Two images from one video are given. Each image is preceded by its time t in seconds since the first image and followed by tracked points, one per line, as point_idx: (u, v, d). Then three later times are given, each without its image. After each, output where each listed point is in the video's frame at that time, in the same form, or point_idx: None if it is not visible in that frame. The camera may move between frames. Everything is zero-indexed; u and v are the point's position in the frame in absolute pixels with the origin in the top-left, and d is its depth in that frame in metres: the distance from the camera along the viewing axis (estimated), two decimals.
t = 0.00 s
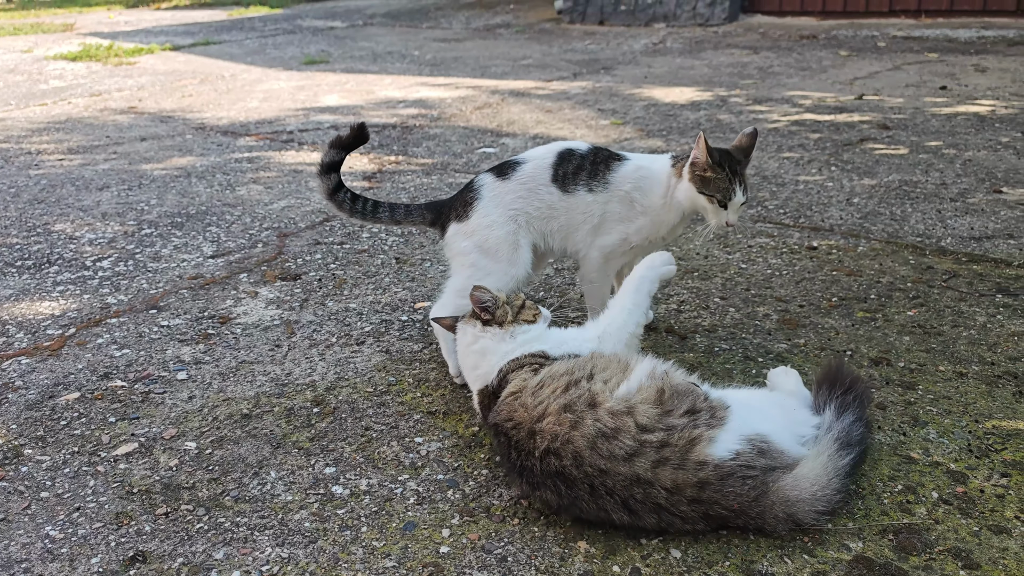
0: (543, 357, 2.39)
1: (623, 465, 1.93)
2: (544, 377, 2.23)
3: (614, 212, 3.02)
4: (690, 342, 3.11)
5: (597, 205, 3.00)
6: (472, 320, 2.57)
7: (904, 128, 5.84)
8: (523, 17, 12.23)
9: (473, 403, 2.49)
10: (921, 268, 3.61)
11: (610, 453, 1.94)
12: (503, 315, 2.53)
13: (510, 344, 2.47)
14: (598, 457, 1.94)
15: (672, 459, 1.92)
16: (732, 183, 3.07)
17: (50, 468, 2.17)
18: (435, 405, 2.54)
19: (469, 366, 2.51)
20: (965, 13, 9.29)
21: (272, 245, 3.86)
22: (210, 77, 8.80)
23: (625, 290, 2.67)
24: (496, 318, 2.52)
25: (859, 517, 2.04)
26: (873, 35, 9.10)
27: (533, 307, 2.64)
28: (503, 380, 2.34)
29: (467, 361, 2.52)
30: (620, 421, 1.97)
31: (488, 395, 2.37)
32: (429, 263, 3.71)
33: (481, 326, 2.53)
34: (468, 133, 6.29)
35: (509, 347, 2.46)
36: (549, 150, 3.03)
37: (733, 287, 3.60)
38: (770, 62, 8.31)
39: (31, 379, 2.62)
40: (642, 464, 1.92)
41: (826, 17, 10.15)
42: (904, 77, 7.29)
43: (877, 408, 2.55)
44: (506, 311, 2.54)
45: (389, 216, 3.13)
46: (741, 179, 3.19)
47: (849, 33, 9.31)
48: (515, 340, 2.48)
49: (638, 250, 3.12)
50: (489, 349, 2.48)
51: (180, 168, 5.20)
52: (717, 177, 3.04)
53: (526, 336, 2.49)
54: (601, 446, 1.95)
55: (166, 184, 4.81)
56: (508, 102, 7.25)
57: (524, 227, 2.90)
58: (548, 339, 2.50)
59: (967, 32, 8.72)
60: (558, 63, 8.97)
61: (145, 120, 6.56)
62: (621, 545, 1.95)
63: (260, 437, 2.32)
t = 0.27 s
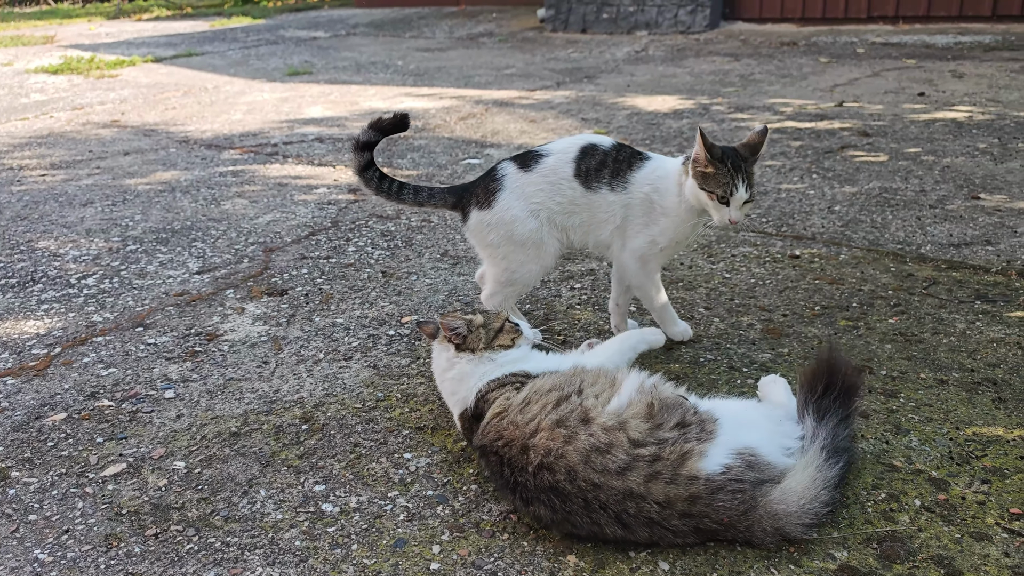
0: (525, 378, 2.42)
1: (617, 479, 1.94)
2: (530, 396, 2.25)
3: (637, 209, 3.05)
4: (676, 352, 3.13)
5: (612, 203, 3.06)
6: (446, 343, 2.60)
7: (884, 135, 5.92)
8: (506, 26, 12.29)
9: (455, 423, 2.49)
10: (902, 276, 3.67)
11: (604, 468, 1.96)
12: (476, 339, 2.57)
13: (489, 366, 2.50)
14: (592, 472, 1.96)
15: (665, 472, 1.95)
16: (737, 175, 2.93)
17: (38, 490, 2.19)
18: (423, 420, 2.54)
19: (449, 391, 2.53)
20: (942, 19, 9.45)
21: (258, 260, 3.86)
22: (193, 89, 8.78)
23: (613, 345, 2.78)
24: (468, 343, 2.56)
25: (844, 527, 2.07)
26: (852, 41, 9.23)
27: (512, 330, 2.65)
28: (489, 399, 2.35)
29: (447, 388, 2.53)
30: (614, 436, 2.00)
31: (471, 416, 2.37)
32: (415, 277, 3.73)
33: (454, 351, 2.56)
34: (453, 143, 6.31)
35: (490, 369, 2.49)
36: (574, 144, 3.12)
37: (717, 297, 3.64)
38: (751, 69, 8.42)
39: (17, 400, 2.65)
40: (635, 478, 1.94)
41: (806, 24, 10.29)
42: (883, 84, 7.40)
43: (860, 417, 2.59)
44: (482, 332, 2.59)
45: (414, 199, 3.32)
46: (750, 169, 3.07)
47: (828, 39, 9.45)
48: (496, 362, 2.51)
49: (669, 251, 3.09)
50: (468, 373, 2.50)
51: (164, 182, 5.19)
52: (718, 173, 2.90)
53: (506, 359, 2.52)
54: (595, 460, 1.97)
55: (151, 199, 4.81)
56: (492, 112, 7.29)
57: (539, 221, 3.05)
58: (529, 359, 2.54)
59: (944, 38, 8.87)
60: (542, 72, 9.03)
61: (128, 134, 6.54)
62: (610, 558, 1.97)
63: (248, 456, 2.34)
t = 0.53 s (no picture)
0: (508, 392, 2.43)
1: (602, 492, 1.96)
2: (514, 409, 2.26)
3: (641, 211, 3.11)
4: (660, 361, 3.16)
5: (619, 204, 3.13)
6: (428, 359, 2.62)
7: (861, 142, 6.02)
8: (487, 35, 12.35)
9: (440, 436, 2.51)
10: (880, 282, 3.74)
11: (589, 482, 1.97)
12: (457, 355, 2.59)
13: (472, 381, 2.52)
14: (577, 486, 1.97)
15: (649, 485, 1.96)
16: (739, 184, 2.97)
17: (23, 511, 2.17)
18: (409, 433, 2.55)
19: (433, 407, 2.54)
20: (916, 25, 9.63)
21: (242, 274, 3.86)
22: (174, 101, 8.74)
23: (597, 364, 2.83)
24: (449, 358, 2.58)
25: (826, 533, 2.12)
26: (829, 48, 9.38)
27: (495, 344, 2.66)
28: (473, 414, 2.36)
29: (431, 404, 2.54)
30: (597, 450, 2.01)
31: (457, 431, 2.38)
32: (400, 289, 3.73)
33: (436, 367, 2.58)
34: (436, 154, 6.33)
35: (474, 385, 2.51)
36: (595, 144, 3.26)
37: (699, 306, 3.69)
38: (730, 76, 8.53)
39: None
40: (620, 491, 1.95)
41: (783, 31, 10.44)
42: (860, 90, 7.53)
43: (842, 423, 2.63)
44: (464, 347, 2.61)
45: (461, 190, 3.53)
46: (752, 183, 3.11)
47: (805, 46, 9.59)
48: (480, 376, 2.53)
49: (667, 258, 3.12)
50: (451, 389, 2.52)
51: (146, 196, 5.17)
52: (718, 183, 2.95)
53: (488, 374, 2.54)
54: (580, 474, 1.98)
55: (132, 214, 4.78)
56: (474, 122, 7.32)
57: (551, 213, 3.16)
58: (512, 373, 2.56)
59: (918, 44, 9.04)
60: (523, 81, 9.09)
61: (108, 147, 6.50)
62: (598, 570, 2.00)
63: (235, 472, 2.34)
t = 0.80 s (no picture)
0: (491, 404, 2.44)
1: (587, 502, 1.97)
2: (499, 420, 2.27)
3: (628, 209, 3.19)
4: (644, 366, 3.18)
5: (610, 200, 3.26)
6: (411, 371, 2.62)
7: (839, 146, 6.11)
8: (467, 42, 12.39)
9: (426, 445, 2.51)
10: (860, 284, 3.80)
11: (574, 492, 1.98)
12: (440, 366, 2.59)
13: (456, 394, 2.53)
14: (563, 497, 1.98)
15: (634, 492, 1.98)
16: (687, 176, 2.96)
17: (7, 526, 2.15)
18: (396, 441, 2.55)
19: (417, 420, 2.54)
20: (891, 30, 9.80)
21: (225, 284, 3.84)
22: (153, 111, 8.69)
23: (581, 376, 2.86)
24: (432, 371, 2.59)
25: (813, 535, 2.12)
26: (806, 53, 9.51)
27: (477, 353, 2.67)
28: (456, 427, 2.36)
29: (415, 417, 2.54)
30: (582, 459, 2.03)
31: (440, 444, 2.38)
32: (384, 297, 3.73)
33: (419, 380, 2.59)
34: (418, 162, 6.34)
35: (458, 397, 2.52)
36: (602, 142, 3.43)
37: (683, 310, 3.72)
38: (709, 82, 8.63)
39: None
40: (605, 500, 1.97)
41: (761, 36, 10.58)
42: (837, 95, 7.64)
43: (825, 425, 2.66)
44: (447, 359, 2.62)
45: (502, 176, 3.84)
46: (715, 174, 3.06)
47: (783, 52, 9.73)
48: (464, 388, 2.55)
49: (651, 257, 3.16)
50: (435, 402, 2.52)
51: (126, 207, 5.14)
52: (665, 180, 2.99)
53: (471, 386, 2.56)
54: (566, 484, 1.99)
55: (113, 225, 4.75)
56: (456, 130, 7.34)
57: (567, 206, 3.45)
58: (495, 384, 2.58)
59: (893, 49, 9.20)
60: (504, 88, 9.12)
61: (87, 158, 6.45)
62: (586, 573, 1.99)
63: (222, 483, 2.32)
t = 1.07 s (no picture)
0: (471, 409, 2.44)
1: (570, 506, 1.98)
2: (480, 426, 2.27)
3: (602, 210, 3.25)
4: (626, 369, 3.21)
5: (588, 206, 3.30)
6: (389, 380, 2.61)
7: (816, 149, 6.20)
8: (447, 47, 12.40)
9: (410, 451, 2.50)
10: (838, 286, 3.85)
11: (557, 496, 1.99)
12: (418, 373, 2.58)
13: (435, 400, 2.52)
14: (545, 502, 1.99)
15: (615, 495, 2.00)
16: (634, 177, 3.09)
17: None
18: (380, 447, 2.55)
19: (399, 428, 2.53)
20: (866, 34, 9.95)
21: (206, 291, 3.82)
22: (131, 117, 8.61)
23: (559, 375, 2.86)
24: (410, 378, 2.57)
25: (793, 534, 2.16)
26: (783, 57, 9.63)
27: (455, 359, 2.65)
28: (437, 433, 2.37)
29: (396, 425, 2.53)
30: (564, 463, 2.03)
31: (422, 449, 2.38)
32: (366, 303, 3.73)
33: (398, 389, 2.57)
34: (399, 167, 6.34)
35: (438, 404, 2.51)
36: (576, 151, 3.48)
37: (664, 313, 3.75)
38: (688, 86, 8.71)
39: None
40: (588, 504, 1.98)
41: (739, 40, 10.70)
42: (813, 98, 7.74)
43: (804, 425, 2.70)
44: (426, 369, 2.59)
45: (493, 200, 3.88)
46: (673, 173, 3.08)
47: (761, 56, 9.84)
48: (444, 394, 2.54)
49: (629, 258, 3.19)
50: (414, 409, 2.51)
51: (104, 215, 5.09)
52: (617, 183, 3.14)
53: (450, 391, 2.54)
54: (548, 488, 2.00)
55: (90, 233, 4.71)
56: (436, 134, 7.35)
57: (545, 215, 3.47)
58: (474, 388, 2.57)
59: (868, 52, 9.34)
60: (484, 93, 9.14)
61: (63, 165, 6.38)
62: None
63: (204, 491, 2.31)
